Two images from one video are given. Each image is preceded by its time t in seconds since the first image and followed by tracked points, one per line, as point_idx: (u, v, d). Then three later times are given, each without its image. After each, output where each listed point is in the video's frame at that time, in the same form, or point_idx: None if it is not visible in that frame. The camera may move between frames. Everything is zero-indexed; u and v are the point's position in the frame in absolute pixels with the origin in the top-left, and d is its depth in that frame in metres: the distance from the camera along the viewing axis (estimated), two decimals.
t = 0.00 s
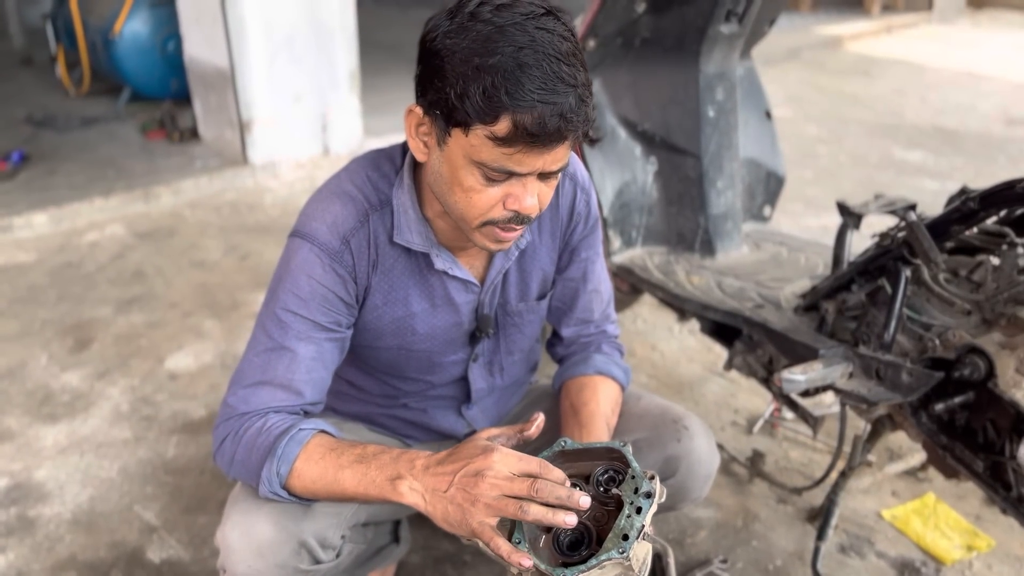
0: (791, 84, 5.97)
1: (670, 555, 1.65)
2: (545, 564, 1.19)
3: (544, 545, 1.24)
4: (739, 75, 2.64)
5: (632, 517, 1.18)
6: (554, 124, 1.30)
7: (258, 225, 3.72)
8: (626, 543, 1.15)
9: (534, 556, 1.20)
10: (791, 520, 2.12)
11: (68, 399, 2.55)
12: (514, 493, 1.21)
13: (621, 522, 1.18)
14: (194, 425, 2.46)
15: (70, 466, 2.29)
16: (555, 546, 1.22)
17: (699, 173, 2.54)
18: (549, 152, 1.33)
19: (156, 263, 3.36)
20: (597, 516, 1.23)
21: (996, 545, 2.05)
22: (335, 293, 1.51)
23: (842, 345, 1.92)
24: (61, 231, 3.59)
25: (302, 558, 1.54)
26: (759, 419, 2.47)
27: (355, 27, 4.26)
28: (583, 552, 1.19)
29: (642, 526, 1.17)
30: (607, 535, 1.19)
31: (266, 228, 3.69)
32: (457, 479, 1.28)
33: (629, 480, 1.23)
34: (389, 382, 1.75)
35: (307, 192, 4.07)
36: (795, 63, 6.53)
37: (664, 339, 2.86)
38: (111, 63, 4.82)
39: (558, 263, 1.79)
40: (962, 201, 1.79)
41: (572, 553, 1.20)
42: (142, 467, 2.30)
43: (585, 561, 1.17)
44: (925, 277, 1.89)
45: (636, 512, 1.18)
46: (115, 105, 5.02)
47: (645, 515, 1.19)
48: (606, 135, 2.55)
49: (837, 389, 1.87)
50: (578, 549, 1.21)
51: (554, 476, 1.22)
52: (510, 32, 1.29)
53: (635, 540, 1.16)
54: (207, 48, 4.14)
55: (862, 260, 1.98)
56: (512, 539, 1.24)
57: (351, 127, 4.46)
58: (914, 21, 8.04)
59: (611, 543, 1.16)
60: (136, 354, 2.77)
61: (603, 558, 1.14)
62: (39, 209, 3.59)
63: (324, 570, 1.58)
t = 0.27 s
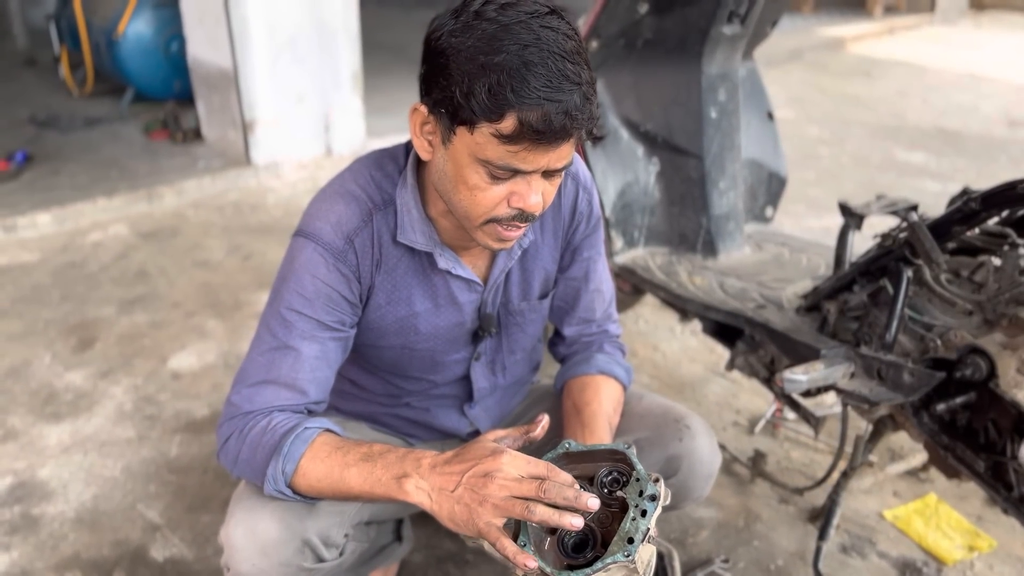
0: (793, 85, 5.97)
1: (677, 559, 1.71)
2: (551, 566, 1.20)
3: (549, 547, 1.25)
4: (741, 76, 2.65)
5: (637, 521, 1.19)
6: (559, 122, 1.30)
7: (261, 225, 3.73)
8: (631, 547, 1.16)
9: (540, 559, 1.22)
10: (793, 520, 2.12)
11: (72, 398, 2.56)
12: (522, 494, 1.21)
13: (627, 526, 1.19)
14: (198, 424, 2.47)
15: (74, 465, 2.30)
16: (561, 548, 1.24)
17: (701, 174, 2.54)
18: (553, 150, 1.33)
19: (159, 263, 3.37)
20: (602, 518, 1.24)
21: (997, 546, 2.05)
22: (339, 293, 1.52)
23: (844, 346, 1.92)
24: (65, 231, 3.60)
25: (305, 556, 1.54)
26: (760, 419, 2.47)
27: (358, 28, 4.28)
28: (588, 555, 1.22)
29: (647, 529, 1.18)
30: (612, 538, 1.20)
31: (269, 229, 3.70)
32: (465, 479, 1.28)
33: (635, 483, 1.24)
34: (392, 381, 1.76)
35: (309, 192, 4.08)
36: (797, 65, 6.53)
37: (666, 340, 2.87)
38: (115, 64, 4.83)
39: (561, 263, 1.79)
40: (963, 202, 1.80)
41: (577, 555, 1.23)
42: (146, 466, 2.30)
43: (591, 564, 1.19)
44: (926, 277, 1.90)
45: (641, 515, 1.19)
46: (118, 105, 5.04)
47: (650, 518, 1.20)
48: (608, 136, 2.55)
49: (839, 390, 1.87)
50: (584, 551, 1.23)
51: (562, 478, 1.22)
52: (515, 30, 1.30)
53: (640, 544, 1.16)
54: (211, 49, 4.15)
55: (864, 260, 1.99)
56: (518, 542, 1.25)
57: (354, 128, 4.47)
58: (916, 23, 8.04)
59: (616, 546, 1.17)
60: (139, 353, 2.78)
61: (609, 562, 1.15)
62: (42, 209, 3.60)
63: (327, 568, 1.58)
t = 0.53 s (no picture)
0: (795, 87, 5.97)
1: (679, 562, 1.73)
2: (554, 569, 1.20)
3: (552, 550, 1.25)
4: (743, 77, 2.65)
5: (640, 524, 1.19)
6: (567, 128, 1.30)
7: (263, 226, 3.73)
8: (634, 550, 1.16)
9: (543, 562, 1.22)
10: (795, 522, 2.12)
11: (74, 398, 2.56)
12: (532, 503, 1.21)
13: (629, 529, 1.18)
14: (199, 424, 2.47)
15: (75, 465, 2.30)
16: (564, 551, 1.24)
17: (703, 175, 2.54)
18: (561, 154, 1.34)
19: (161, 263, 3.37)
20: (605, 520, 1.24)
21: (1000, 548, 2.04)
22: (342, 292, 1.52)
23: (847, 347, 1.92)
24: (67, 231, 3.60)
25: (306, 557, 1.54)
26: (763, 421, 2.47)
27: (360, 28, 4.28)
28: (591, 557, 1.21)
29: (650, 532, 1.18)
30: (616, 541, 1.20)
31: (271, 229, 3.70)
32: (472, 484, 1.27)
33: (637, 485, 1.23)
34: (395, 382, 1.75)
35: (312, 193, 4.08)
36: (799, 66, 6.53)
37: (668, 341, 2.86)
38: (117, 65, 4.84)
39: (563, 264, 1.79)
40: (967, 203, 1.80)
41: (580, 558, 1.22)
42: (147, 466, 2.30)
43: (595, 566, 1.19)
44: (930, 278, 1.88)
45: (645, 518, 1.19)
46: (121, 106, 5.04)
47: (653, 521, 1.19)
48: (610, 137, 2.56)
49: (841, 391, 1.86)
50: (587, 553, 1.23)
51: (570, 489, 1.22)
52: (521, 36, 1.29)
53: (643, 547, 1.16)
54: (213, 50, 4.15)
55: (867, 261, 1.98)
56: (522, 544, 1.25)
57: (356, 129, 4.47)
58: (919, 24, 8.03)
59: (620, 550, 1.17)
60: (141, 353, 2.78)
61: (612, 565, 1.15)
62: (45, 209, 3.61)
63: (328, 569, 1.58)
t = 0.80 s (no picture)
0: (797, 88, 5.97)
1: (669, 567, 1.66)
2: None
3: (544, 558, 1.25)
4: (744, 78, 2.65)
5: (630, 533, 1.18)
6: (613, 98, 1.36)
7: (264, 226, 3.74)
8: (624, 560, 1.15)
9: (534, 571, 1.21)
10: (795, 523, 2.12)
11: (75, 398, 2.57)
12: (528, 502, 1.22)
13: (620, 539, 1.17)
14: (200, 424, 2.47)
15: (77, 465, 2.30)
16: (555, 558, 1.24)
17: (704, 176, 2.54)
18: (607, 126, 1.39)
19: (162, 264, 3.38)
20: (596, 528, 1.23)
21: (1000, 550, 2.04)
22: (347, 292, 1.52)
23: (847, 349, 1.92)
24: (69, 232, 3.61)
25: (307, 558, 1.54)
26: (763, 422, 2.47)
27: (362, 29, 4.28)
28: (583, 565, 1.20)
29: (640, 543, 1.17)
30: (606, 550, 1.19)
31: (272, 230, 3.71)
32: (470, 482, 1.28)
33: (628, 494, 1.22)
34: (398, 379, 1.76)
35: (313, 193, 4.08)
36: (801, 67, 6.53)
37: (669, 342, 2.87)
38: (120, 65, 4.85)
39: (569, 261, 1.80)
40: (966, 204, 1.80)
41: (572, 565, 1.22)
42: (149, 466, 2.31)
43: None
44: (930, 280, 1.87)
45: (635, 528, 1.18)
46: (123, 106, 5.05)
47: (643, 531, 1.18)
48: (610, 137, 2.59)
49: (841, 392, 1.86)
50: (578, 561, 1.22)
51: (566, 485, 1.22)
52: (547, 25, 1.31)
53: (632, 557, 1.15)
54: (216, 51, 4.16)
55: (866, 263, 1.98)
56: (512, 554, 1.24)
57: (358, 130, 4.48)
58: (921, 25, 8.03)
59: (609, 559, 1.16)
60: (143, 354, 2.79)
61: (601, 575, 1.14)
62: (47, 209, 3.61)
63: (329, 570, 1.59)
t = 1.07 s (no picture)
0: (799, 87, 5.97)
1: None
2: None
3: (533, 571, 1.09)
4: (745, 78, 2.65)
5: (622, 546, 1.04)
6: (632, 77, 1.38)
7: (265, 225, 3.74)
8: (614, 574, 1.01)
9: None
10: (794, 522, 2.12)
11: (76, 396, 2.57)
12: (642, 368, 1.28)
13: (611, 551, 1.04)
14: (201, 423, 2.48)
15: (78, 463, 2.31)
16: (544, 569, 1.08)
17: (705, 175, 2.54)
18: (626, 106, 1.41)
19: (163, 263, 3.39)
20: (588, 540, 1.10)
21: (1000, 549, 2.04)
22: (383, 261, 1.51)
23: (846, 347, 1.92)
24: (71, 231, 3.62)
25: (306, 547, 1.55)
26: (763, 421, 2.47)
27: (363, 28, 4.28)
28: None
29: (633, 556, 1.03)
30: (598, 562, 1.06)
31: (273, 229, 3.71)
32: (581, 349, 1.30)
33: (622, 507, 1.08)
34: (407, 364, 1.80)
35: (315, 192, 4.09)
36: (802, 66, 6.53)
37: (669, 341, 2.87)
38: (121, 64, 4.86)
39: (578, 254, 1.80)
40: (966, 204, 1.80)
41: None
42: (149, 464, 2.31)
43: None
44: (930, 279, 1.88)
45: (627, 541, 1.04)
46: (125, 105, 5.06)
47: (636, 545, 1.04)
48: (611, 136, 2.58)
49: (841, 391, 1.86)
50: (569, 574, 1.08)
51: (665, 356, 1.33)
52: (567, 7, 1.34)
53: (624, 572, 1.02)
54: (217, 50, 4.17)
55: (866, 262, 1.98)
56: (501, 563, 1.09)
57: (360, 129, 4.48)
58: (923, 25, 8.02)
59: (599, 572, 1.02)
60: (143, 353, 2.79)
61: None
62: (48, 209, 3.62)
63: (327, 562, 1.59)
